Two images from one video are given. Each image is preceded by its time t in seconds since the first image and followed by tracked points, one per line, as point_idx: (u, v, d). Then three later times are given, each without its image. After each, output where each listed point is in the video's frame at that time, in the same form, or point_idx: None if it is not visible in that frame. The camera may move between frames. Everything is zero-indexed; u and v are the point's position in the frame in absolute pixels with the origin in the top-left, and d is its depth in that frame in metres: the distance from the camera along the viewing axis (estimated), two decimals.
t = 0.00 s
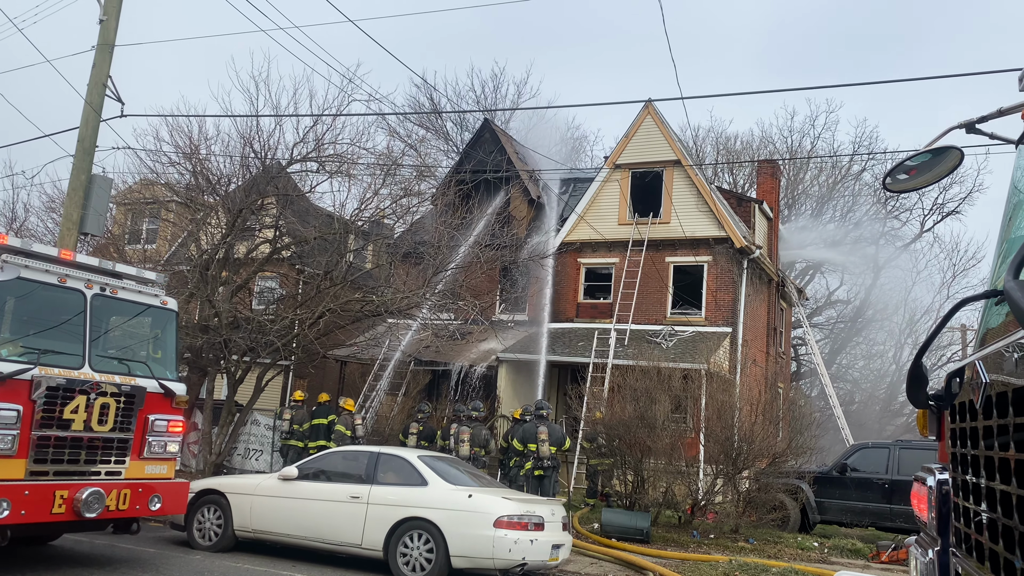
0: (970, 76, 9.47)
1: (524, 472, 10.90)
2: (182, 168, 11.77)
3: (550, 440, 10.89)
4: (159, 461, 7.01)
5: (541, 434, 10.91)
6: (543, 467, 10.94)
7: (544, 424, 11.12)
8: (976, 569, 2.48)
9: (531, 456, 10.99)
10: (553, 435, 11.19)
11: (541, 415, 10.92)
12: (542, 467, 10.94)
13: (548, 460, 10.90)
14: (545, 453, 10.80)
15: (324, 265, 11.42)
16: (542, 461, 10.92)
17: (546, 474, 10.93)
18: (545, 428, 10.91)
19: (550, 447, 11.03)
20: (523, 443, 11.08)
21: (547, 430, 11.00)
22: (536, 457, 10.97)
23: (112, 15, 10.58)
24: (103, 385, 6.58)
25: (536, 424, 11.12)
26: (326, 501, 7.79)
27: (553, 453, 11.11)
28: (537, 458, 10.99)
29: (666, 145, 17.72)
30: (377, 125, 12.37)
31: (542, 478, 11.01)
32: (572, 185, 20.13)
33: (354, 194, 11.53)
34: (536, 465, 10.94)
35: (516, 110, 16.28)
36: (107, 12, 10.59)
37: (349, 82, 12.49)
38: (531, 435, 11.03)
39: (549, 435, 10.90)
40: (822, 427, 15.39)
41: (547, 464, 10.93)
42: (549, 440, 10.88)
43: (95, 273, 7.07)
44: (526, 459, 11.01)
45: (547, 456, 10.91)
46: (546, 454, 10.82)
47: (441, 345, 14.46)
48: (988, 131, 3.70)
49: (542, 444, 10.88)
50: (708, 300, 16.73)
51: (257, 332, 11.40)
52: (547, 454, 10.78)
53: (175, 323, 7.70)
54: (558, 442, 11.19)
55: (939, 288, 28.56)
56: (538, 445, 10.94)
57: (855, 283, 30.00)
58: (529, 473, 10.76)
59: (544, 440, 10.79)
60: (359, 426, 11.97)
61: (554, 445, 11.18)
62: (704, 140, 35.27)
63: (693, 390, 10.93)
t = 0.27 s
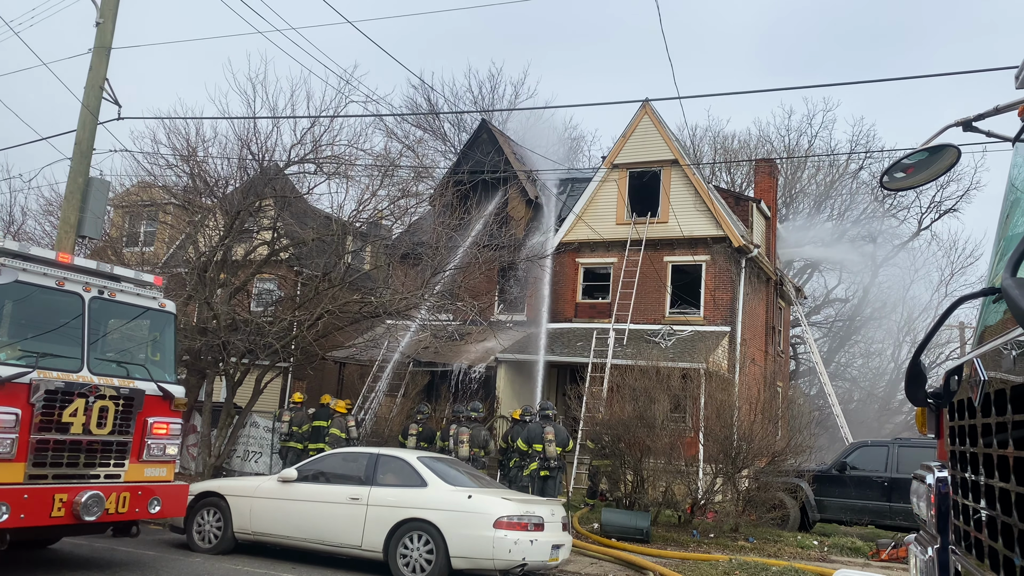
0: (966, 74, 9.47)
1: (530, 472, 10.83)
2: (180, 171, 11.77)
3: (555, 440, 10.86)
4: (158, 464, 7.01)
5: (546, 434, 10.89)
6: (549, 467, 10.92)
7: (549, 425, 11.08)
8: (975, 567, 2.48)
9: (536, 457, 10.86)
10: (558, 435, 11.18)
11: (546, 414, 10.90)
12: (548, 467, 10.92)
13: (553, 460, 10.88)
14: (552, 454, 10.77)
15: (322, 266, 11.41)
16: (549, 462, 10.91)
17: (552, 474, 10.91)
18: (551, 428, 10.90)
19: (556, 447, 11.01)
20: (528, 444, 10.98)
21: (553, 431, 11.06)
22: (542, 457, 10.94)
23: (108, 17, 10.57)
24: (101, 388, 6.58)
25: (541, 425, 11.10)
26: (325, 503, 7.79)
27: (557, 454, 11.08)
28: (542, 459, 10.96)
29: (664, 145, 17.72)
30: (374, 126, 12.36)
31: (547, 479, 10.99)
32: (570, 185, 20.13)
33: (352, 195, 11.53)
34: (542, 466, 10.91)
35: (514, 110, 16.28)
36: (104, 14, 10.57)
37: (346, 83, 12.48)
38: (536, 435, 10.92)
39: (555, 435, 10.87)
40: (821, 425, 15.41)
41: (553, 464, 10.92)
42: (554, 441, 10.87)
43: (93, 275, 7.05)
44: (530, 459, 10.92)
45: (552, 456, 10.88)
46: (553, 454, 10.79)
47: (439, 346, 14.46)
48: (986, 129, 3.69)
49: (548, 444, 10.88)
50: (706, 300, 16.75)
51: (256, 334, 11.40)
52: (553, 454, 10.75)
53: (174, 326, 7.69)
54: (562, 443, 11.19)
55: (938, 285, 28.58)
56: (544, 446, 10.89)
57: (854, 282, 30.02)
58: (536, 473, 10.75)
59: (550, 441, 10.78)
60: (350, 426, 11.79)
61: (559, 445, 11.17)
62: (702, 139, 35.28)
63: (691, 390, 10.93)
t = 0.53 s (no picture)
0: (962, 70, 9.49)
1: (535, 472, 10.69)
2: (176, 172, 11.76)
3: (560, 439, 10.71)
4: (157, 466, 7.00)
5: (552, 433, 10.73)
6: (554, 467, 10.81)
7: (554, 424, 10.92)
8: (973, 562, 2.48)
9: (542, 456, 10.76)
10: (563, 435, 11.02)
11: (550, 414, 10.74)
12: (553, 467, 10.81)
13: (559, 460, 10.74)
14: (557, 454, 10.65)
15: (320, 267, 11.40)
16: (554, 462, 10.79)
17: (557, 474, 10.79)
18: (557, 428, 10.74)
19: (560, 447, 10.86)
20: (532, 443, 10.83)
21: (559, 431, 10.90)
22: (547, 457, 10.84)
23: (103, 19, 10.55)
24: (99, 390, 6.57)
25: (547, 424, 10.93)
26: (324, 503, 7.78)
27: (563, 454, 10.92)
28: (548, 458, 10.84)
29: (661, 143, 17.71)
30: (371, 126, 12.35)
31: (551, 478, 10.88)
32: (567, 184, 20.13)
33: (349, 195, 11.52)
34: (547, 466, 10.78)
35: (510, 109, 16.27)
36: (99, 16, 10.56)
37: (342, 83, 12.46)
38: (541, 434, 10.80)
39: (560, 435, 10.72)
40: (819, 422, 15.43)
41: (558, 464, 10.82)
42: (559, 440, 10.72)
43: (90, 277, 7.04)
44: (535, 459, 10.80)
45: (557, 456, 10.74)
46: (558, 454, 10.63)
47: (438, 346, 14.46)
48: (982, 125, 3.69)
49: (554, 444, 10.76)
50: (704, 297, 16.77)
51: (254, 336, 11.40)
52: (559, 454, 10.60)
53: (171, 327, 7.68)
54: (568, 443, 11.04)
55: (935, 281, 28.60)
56: (549, 445, 10.76)
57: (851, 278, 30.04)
58: (541, 473, 10.63)
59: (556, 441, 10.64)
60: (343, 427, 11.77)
61: (564, 446, 11.03)
62: (699, 137, 35.29)
63: (690, 387, 10.93)
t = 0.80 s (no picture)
0: (958, 64, 9.48)
1: (536, 469, 10.70)
2: (173, 171, 11.74)
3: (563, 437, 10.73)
4: (156, 465, 6.99)
5: (555, 430, 10.74)
6: (557, 464, 10.84)
7: (557, 420, 10.91)
8: (973, 554, 2.48)
9: (545, 452, 10.82)
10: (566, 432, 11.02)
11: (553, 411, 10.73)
12: (555, 464, 10.83)
13: (561, 457, 10.77)
14: (560, 450, 10.69)
15: (318, 265, 11.39)
16: (557, 458, 10.83)
17: (558, 471, 10.83)
18: (559, 425, 10.72)
19: (563, 444, 10.88)
20: (535, 439, 10.88)
21: (562, 428, 10.88)
22: (549, 454, 10.86)
23: (99, 18, 10.53)
24: (98, 390, 6.56)
25: (551, 420, 10.94)
26: (324, 502, 7.78)
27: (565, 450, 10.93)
28: (550, 455, 10.88)
29: (658, 139, 17.71)
30: (368, 124, 12.34)
31: (552, 475, 10.89)
32: (564, 181, 20.13)
33: (346, 193, 11.51)
34: (549, 462, 10.82)
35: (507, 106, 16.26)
36: (94, 15, 10.53)
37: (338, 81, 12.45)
38: (545, 431, 10.86)
39: (562, 432, 10.73)
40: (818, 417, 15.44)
41: (561, 461, 10.85)
42: (561, 438, 10.72)
43: (87, 277, 7.03)
44: (537, 455, 10.83)
45: (559, 453, 10.76)
46: (561, 451, 10.65)
47: (436, 343, 14.45)
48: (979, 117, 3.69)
49: (556, 441, 10.76)
50: (703, 293, 16.77)
51: (252, 334, 11.39)
52: (561, 451, 10.62)
53: (169, 327, 7.67)
54: (570, 440, 11.05)
55: (933, 276, 28.61)
56: (552, 442, 10.79)
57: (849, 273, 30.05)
58: (543, 470, 10.64)
59: (559, 438, 10.65)
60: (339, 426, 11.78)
61: (567, 443, 11.05)
62: (696, 133, 35.30)
63: (689, 383, 10.94)
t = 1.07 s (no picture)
0: (955, 58, 9.49)
1: (537, 465, 10.71)
2: (171, 170, 11.73)
3: (564, 435, 10.63)
4: (155, 464, 7.00)
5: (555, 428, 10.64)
6: (557, 461, 10.79)
7: (558, 417, 10.85)
8: (971, 548, 2.49)
9: (545, 449, 10.82)
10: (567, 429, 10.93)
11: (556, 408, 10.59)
12: (556, 461, 10.79)
13: (562, 455, 10.71)
14: (561, 447, 10.61)
15: (316, 263, 11.38)
16: (557, 456, 10.75)
17: (559, 468, 10.80)
18: (560, 422, 10.63)
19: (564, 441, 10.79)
20: (536, 436, 10.89)
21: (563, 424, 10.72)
22: (550, 451, 10.83)
23: (95, 17, 10.50)
24: (97, 389, 6.57)
25: (552, 417, 10.95)
26: (324, 499, 7.79)
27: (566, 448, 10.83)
28: (550, 452, 10.84)
29: (655, 135, 17.70)
30: (365, 122, 12.33)
31: (553, 472, 10.89)
32: (562, 177, 20.12)
33: (344, 191, 11.50)
34: (550, 460, 10.77)
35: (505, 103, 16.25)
36: (90, 14, 10.51)
37: (335, 79, 12.44)
38: (545, 428, 10.87)
39: (563, 429, 10.63)
40: (816, 412, 15.46)
41: (561, 458, 10.77)
42: (563, 435, 10.63)
43: (86, 277, 7.03)
44: (538, 452, 10.84)
45: (560, 450, 10.66)
46: (562, 449, 10.56)
47: (435, 340, 14.45)
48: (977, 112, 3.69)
49: (557, 438, 10.67)
50: (701, 289, 16.79)
51: (251, 333, 11.39)
52: (562, 449, 10.54)
53: (168, 325, 7.67)
54: (570, 437, 10.96)
55: (931, 270, 28.64)
56: (553, 439, 10.74)
57: (847, 268, 30.07)
58: (543, 467, 10.63)
59: (560, 435, 10.58)
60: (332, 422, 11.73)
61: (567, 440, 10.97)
62: (694, 129, 35.30)
63: (688, 379, 10.94)
